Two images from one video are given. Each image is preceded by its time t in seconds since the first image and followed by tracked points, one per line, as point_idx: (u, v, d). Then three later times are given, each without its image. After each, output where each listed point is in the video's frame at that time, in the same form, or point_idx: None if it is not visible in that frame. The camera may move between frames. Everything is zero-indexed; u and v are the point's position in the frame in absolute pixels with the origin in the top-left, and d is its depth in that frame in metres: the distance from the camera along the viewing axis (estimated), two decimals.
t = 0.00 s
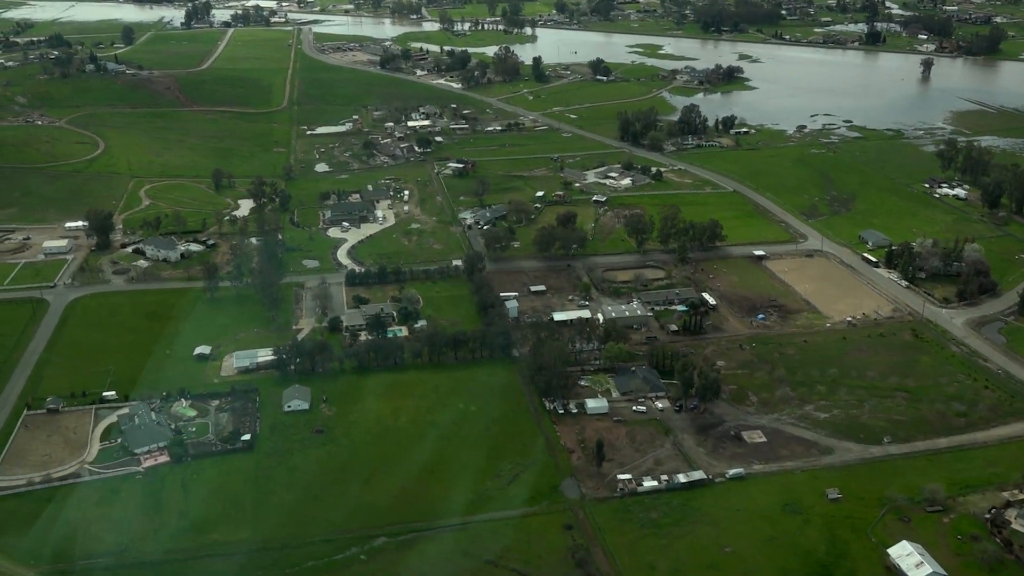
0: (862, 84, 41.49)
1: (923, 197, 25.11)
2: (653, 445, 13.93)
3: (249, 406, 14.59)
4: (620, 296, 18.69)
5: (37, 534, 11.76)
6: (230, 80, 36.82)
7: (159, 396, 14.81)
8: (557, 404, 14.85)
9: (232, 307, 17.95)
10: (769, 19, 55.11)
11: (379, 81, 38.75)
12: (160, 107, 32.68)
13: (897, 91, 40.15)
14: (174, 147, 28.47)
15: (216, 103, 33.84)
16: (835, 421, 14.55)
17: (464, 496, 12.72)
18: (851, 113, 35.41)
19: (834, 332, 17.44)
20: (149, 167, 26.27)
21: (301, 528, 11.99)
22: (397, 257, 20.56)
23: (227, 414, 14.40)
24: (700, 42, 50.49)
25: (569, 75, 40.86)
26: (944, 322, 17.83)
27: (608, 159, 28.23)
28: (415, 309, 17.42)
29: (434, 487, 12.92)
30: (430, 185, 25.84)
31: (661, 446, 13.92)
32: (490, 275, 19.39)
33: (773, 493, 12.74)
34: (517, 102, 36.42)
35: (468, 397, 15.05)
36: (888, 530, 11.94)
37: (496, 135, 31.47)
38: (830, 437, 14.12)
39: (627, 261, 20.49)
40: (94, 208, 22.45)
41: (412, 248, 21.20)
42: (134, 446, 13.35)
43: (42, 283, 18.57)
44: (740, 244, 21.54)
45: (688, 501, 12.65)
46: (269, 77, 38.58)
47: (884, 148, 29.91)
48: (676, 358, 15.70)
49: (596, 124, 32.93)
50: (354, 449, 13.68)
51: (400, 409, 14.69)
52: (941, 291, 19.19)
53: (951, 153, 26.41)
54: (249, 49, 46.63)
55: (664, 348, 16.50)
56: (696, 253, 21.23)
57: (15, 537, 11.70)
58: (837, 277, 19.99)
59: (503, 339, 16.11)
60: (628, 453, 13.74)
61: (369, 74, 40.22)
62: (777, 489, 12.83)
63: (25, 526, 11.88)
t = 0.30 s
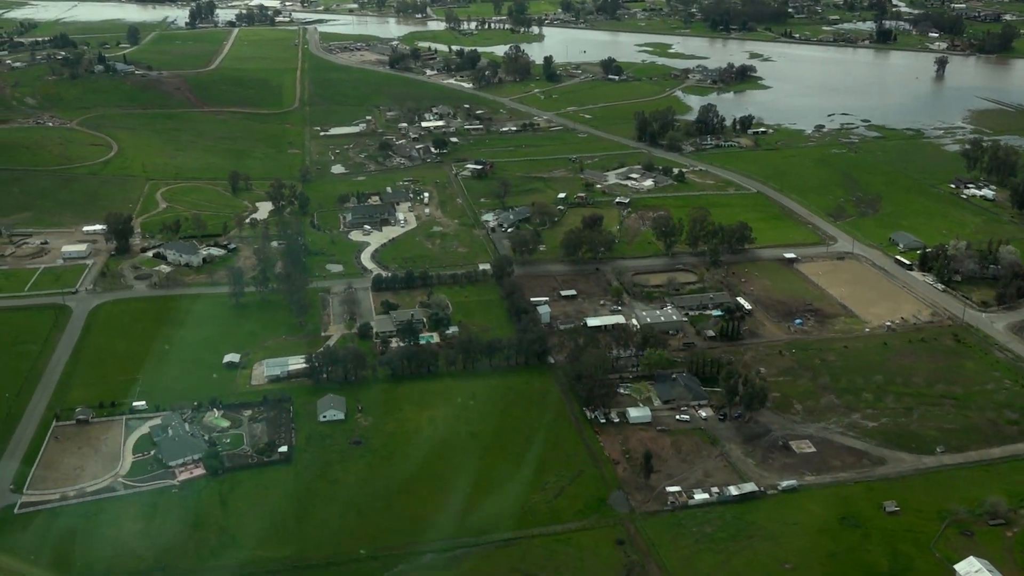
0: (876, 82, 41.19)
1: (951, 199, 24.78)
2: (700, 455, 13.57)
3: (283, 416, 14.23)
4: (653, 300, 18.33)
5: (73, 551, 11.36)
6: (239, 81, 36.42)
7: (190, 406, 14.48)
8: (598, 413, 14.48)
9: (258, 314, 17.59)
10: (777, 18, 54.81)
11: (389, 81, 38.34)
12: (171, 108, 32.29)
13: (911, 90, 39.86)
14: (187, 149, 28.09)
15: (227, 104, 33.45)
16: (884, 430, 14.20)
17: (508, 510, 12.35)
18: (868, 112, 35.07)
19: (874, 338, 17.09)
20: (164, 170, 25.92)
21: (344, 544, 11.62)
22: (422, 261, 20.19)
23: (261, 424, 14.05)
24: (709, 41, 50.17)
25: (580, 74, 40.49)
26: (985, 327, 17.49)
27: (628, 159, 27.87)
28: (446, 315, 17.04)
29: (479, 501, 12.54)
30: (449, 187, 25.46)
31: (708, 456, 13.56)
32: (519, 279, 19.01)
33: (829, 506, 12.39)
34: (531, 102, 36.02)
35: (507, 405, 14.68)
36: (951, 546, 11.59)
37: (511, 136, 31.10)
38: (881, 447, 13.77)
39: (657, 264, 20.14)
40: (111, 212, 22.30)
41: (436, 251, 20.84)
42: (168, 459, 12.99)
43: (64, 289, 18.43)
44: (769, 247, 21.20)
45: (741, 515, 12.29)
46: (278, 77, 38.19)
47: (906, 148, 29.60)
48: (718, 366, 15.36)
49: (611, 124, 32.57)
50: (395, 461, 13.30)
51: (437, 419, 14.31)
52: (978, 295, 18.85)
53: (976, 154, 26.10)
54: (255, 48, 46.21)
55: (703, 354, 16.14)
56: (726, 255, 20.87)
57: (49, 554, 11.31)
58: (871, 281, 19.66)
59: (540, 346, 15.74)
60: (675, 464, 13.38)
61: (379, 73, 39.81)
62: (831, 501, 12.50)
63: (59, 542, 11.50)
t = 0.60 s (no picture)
0: (889, 83, 40.94)
1: (978, 200, 24.48)
2: (750, 466, 13.22)
3: (320, 428, 13.86)
4: (687, 305, 17.99)
5: (112, 569, 10.95)
6: (250, 82, 36.04)
7: (223, 417, 14.09)
8: (642, 422, 14.12)
9: (286, 322, 17.21)
10: (785, 18, 54.56)
11: (401, 82, 37.97)
12: (183, 110, 31.88)
13: (926, 90, 39.60)
14: (202, 151, 27.70)
15: (238, 106, 33.04)
16: (936, 439, 13.87)
17: (560, 524, 11.98)
18: (886, 113, 34.80)
19: (916, 343, 16.77)
20: (180, 173, 25.52)
21: (390, 561, 11.24)
22: (449, 265, 19.83)
23: (297, 436, 13.67)
24: (719, 42, 49.90)
25: (592, 75, 40.16)
26: None
27: (648, 161, 27.54)
28: (478, 322, 16.68)
29: (527, 514, 12.18)
30: (470, 189, 25.11)
31: (758, 467, 13.21)
32: (550, 284, 18.65)
33: (888, 520, 12.06)
34: (545, 103, 35.68)
35: (548, 415, 14.32)
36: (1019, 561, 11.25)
37: (528, 137, 30.75)
38: (934, 457, 13.44)
39: (688, 268, 19.80)
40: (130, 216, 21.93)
41: (463, 255, 20.47)
42: (204, 473, 12.60)
43: (86, 295, 18.03)
44: (801, 251, 20.89)
45: (798, 529, 11.94)
46: (288, 78, 37.79)
47: (927, 149, 29.31)
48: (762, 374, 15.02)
49: (628, 125, 32.24)
50: (437, 473, 12.94)
51: (478, 430, 13.94)
52: (1017, 299, 18.53)
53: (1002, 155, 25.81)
54: (263, 49, 45.81)
55: (744, 361, 15.81)
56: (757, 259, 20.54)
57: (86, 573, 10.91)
58: (906, 285, 19.36)
59: (579, 353, 15.38)
60: (725, 475, 13.03)
61: (389, 74, 39.44)
62: (890, 514, 12.16)
63: (96, 560, 11.10)
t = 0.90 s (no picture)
0: (903, 81, 40.68)
1: (1006, 201, 24.21)
2: (802, 476, 12.91)
3: (359, 438, 13.52)
4: (723, 309, 17.67)
5: None
6: (260, 80, 35.63)
7: (259, 427, 13.74)
8: (689, 431, 13.82)
9: (315, 327, 16.87)
10: (794, 16, 54.25)
11: (413, 81, 37.58)
12: (195, 110, 31.46)
13: (940, 89, 39.36)
14: (216, 152, 27.31)
15: (250, 106, 32.63)
16: (989, 446, 13.58)
17: (612, 537, 11.65)
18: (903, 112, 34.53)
19: (958, 347, 16.47)
20: (196, 174, 25.13)
21: None
22: (477, 268, 19.50)
23: (336, 446, 13.33)
24: (729, 40, 49.58)
25: (605, 74, 39.82)
26: None
27: (669, 161, 27.22)
28: (513, 327, 16.35)
29: (578, 526, 11.84)
30: (491, 190, 24.76)
31: (811, 476, 12.91)
32: (582, 288, 18.32)
33: (949, 531, 11.76)
34: (559, 102, 35.34)
35: (591, 423, 14.00)
36: None
37: (545, 137, 30.42)
38: (989, 465, 13.15)
39: (720, 271, 19.49)
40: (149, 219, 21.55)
41: (490, 258, 20.12)
42: (244, 486, 12.25)
43: (109, 301, 17.66)
44: (832, 252, 20.60)
45: (858, 542, 11.64)
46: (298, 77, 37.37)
47: (949, 148, 29.04)
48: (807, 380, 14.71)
49: (646, 124, 31.92)
50: (482, 484, 12.61)
51: (521, 438, 13.61)
52: None
53: None
54: (270, 48, 45.36)
55: (787, 367, 15.50)
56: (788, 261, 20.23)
57: None
58: (941, 287, 19.07)
59: (619, 359, 15.06)
60: (778, 485, 12.72)
61: (400, 73, 39.05)
62: (950, 526, 11.86)
63: None
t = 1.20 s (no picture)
0: (918, 78, 40.42)
1: None
2: (857, 482, 12.62)
3: (401, 445, 13.21)
4: (761, 310, 17.38)
5: None
6: (272, 77, 35.25)
7: (298, 433, 13.42)
8: (737, 436, 13.54)
9: (347, 331, 16.55)
10: (804, 12, 53.87)
11: (425, 78, 37.22)
12: (207, 108, 31.08)
13: (956, 85, 39.09)
14: (232, 150, 26.94)
15: (263, 103, 32.24)
16: None
17: (668, 548, 11.35)
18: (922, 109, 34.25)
19: (1002, 349, 16.19)
20: (213, 173, 24.76)
21: None
22: (506, 269, 19.18)
23: (379, 454, 13.02)
24: (740, 37, 49.24)
25: (618, 70, 39.49)
26: None
27: (692, 159, 26.91)
28: (551, 330, 16.03)
29: (632, 536, 11.55)
30: (514, 189, 24.44)
31: (865, 482, 12.63)
32: (616, 289, 18.00)
33: (1013, 540, 11.48)
34: (574, 99, 34.99)
35: (637, 428, 13.71)
36: None
37: (564, 134, 30.09)
38: None
39: (754, 271, 19.19)
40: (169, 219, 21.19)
41: (519, 258, 19.79)
42: (287, 496, 11.94)
43: (134, 304, 17.32)
44: (865, 252, 20.31)
45: (920, 552, 11.35)
46: (309, 74, 36.98)
47: (972, 146, 28.78)
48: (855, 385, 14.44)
49: (664, 122, 31.61)
50: (530, 492, 12.32)
51: (566, 445, 13.31)
52: None
53: None
54: (278, 44, 44.93)
55: (831, 370, 15.22)
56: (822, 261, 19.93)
57: None
58: (978, 288, 18.78)
59: (662, 363, 14.76)
60: (833, 492, 12.43)
61: (412, 70, 38.67)
62: (1013, 534, 11.59)
63: None
